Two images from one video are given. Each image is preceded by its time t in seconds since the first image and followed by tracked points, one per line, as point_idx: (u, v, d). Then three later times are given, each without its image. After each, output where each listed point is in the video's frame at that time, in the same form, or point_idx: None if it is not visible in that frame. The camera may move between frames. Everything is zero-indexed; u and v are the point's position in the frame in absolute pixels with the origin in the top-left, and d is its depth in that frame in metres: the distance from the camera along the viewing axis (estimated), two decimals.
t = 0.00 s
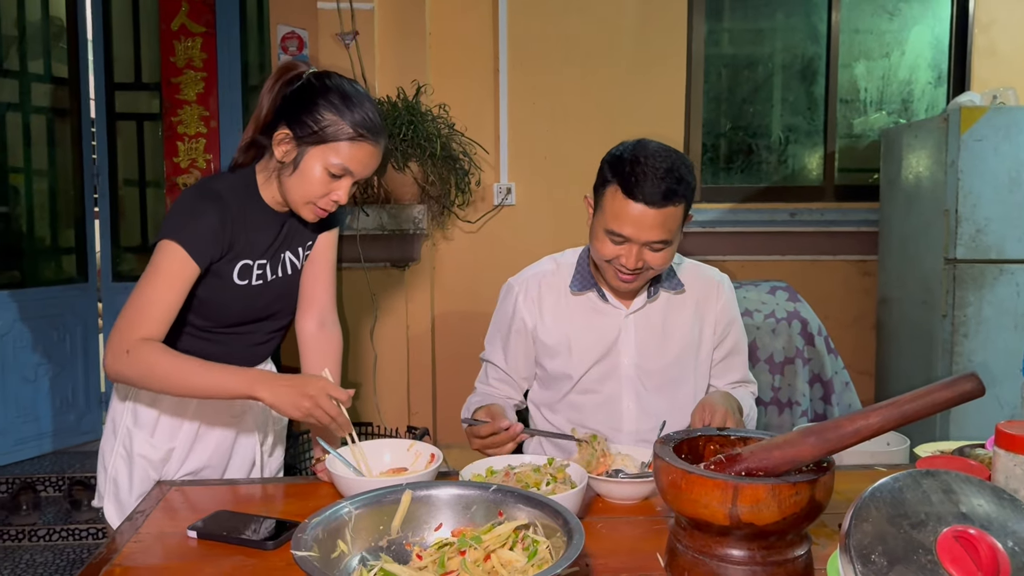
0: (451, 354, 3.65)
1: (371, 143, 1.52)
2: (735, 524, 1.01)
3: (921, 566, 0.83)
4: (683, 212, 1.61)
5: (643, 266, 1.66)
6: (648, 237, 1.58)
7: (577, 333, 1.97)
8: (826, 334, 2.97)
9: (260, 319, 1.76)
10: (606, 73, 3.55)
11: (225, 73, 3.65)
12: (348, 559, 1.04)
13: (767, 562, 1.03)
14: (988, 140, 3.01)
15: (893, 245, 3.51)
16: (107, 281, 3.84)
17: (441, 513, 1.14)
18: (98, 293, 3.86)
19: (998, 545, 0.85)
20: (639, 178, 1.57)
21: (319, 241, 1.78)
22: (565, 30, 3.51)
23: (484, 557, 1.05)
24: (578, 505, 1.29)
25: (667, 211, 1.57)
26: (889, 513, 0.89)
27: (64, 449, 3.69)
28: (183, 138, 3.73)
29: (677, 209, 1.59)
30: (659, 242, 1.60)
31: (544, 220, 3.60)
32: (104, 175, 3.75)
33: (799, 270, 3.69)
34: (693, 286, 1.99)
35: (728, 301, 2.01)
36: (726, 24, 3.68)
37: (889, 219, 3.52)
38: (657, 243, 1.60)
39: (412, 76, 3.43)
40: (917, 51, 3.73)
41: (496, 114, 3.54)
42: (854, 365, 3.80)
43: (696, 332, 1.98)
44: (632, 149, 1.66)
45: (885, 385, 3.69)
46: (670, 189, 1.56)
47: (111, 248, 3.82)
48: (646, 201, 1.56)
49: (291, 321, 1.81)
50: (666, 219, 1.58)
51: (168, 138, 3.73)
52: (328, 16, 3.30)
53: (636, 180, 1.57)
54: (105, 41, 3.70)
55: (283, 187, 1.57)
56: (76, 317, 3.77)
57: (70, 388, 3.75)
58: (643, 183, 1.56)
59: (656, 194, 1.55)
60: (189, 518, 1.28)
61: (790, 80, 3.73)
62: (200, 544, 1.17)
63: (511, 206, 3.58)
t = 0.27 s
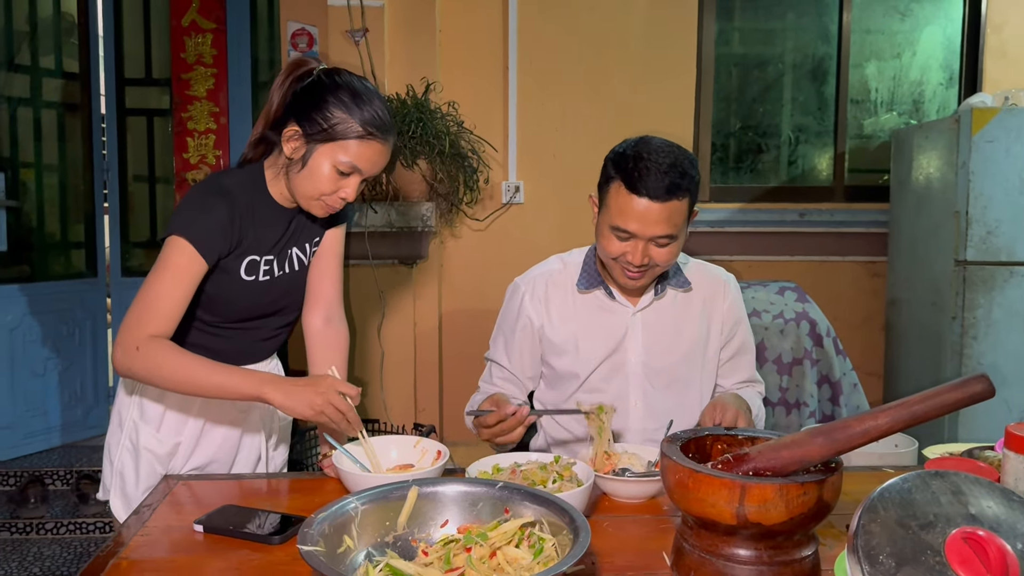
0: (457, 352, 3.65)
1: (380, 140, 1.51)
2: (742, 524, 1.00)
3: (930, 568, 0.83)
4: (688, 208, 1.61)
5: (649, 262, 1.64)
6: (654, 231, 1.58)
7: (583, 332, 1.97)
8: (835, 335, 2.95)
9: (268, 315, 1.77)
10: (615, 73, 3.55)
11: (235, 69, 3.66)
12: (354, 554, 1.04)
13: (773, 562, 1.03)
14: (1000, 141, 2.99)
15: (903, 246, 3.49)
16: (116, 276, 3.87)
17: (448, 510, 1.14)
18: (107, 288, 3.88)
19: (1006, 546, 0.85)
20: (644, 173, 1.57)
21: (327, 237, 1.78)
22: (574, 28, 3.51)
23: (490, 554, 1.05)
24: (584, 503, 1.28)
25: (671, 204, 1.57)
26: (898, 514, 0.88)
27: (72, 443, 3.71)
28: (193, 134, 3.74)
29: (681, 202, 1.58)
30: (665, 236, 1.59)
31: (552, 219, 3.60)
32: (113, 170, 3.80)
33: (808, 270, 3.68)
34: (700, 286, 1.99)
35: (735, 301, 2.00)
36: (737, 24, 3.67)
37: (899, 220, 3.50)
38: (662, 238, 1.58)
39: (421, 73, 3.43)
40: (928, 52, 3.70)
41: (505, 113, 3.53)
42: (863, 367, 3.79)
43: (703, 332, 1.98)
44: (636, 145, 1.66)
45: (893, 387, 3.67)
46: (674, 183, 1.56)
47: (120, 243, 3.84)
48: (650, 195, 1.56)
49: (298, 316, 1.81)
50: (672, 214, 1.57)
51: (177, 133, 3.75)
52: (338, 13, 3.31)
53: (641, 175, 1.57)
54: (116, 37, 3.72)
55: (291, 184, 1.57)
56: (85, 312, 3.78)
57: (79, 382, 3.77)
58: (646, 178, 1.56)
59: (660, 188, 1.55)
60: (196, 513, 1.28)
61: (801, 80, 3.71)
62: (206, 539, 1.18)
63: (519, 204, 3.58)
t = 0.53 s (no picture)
0: (463, 349, 3.65)
1: (387, 138, 1.52)
2: (748, 524, 1.00)
3: (936, 569, 0.82)
4: (692, 199, 1.60)
5: (654, 256, 1.62)
6: (658, 221, 1.57)
7: (589, 334, 1.97)
8: (842, 336, 2.94)
9: (275, 312, 1.77)
10: (623, 71, 3.54)
11: (244, 66, 3.68)
12: (359, 551, 1.04)
13: (779, 563, 1.03)
14: (1010, 142, 2.97)
15: (911, 247, 3.47)
16: (124, 272, 3.88)
17: (453, 507, 1.14)
18: (115, 284, 3.90)
19: (1015, 549, 0.83)
20: (648, 164, 1.57)
21: (333, 234, 1.78)
22: (584, 27, 3.50)
23: (494, 552, 1.05)
24: (589, 502, 1.28)
25: (675, 193, 1.57)
26: (904, 515, 0.88)
27: (79, 439, 3.72)
28: (201, 131, 3.76)
29: (684, 192, 1.58)
30: (669, 227, 1.58)
31: (559, 218, 3.60)
32: (122, 167, 3.81)
33: (815, 271, 3.67)
34: (708, 290, 1.98)
35: (743, 305, 1.99)
36: (746, 23, 3.65)
37: (908, 221, 3.48)
38: (666, 228, 1.58)
39: (429, 71, 3.43)
40: (938, 52, 3.68)
41: (513, 111, 3.53)
42: (870, 368, 3.77)
43: (710, 336, 1.97)
44: (639, 141, 1.67)
45: (901, 388, 3.65)
46: (677, 172, 1.57)
47: (129, 239, 3.87)
48: (654, 183, 1.56)
49: (305, 313, 1.82)
50: (676, 204, 1.57)
51: (186, 130, 3.76)
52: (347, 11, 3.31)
53: (644, 164, 1.58)
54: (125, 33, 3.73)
55: (298, 182, 1.57)
56: (94, 307, 3.80)
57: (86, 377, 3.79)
58: (651, 169, 1.57)
59: (663, 177, 1.56)
60: (201, 508, 1.28)
61: (810, 80, 3.70)
62: (211, 534, 1.18)
63: (527, 203, 3.58)
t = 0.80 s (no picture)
0: (470, 346, 3.65)
1: (393, 132, 1.52)
2: (753, 522, 1.00)
3: (943, 568, 0.81)
4: (699, 184, 1.62)
5: (654, 238, 1.61)
6: (661, 198, 1.58)
7: (594, 339, 1.96)
8: (851, 335, 2.92)
9: (281, 307, 1.77)
10: (632, 69, 3.53)
11: (253, 63, 3.68)
12: (363, 544, 1.04)
13: (784, 561, 1.02)
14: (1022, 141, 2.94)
15: (921, 246, 3.44)
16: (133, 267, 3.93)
17: (457, 502, 1.14)
18: (123, 279, 3.92)
19: (1021, 548, 0.83)
20: (656, 146, 1.61)
21: (340, 229, 1.78)
22: (593, 25, 3.49)
23: (499, 548, 1.05)
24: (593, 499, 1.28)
25: (681, 172, 1.59)
26: (911, 513, 0.87)
27: (87, 433, 3.74)
28: (210, 127, 3.77)
29: (690, 175, 1.61)
30: (671, 205, 1.58)
31: (567, 216, 3.59)
32: (131, 163, 3.86)
33: (824, 270, 3.65)
34: (715, 297, 1.97)
35: (752, 312, 1.98)
36: (756, 21, 3.64)
37: (918, 220, 3.46)
38: (668, 206, 1.58)
39: (438, 68, 3.43)
40: (950, 51, 3.66)
41: (521, 109, 3.53)
42: (879, 368, 3.75)
43: (717, 343, 1.96)
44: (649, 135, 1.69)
45: (910, 389, 3.63)
46: (685, 154, 1.60)
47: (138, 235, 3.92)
48: (661, 159, 1.59)
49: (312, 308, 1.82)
50: (681, 183, 1.59)
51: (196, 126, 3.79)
52: (356, 7, 3.32)
53: (653, 143, 1.61)
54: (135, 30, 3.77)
55: (305, 176, 1.57)
56: (102, 302, 3.83)
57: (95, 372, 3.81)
58: (658, 151, 1.60)
59: (670, 155, 1.59)
60: (207, 501, 1.29)
61: (820, 78, 3.68)
62: (216, 527, 1.18)
63: (534, 201, 3.57)
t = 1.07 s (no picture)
0: (478, 343, 3.66)
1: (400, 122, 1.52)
2: (760, 520, 0.99)
3: (950, 568, 0.81)
4: (700, 173, 1.64)
5: (659, 228, 1.61)
6: (663, 184, 1.59)
7: (602, 340, 1.95)
8: (861, 334, 2.90)
9: (291, 304, 1.78)
10: (642, 66, 3.52)
11: (263, 60, 3.70)
12: (370, 541, 1.05)
13: (791, 560, 1.02)
14: None
15: (932, 245, 3.42)
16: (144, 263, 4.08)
17: (464, 499, 1.14)
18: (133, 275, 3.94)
19: None
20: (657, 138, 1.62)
21: (349, 226, 1.79)
22: (603, 22, 3.49)
23: (505, 545, 1.05)
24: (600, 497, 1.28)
25: (682, 160, 1.61)
26: (919, 513, 0.87)
27: (97, 428, 3.76)
28: (221, 124, 3.78)
29: (692, 163, 1.62)
30: (674, 191, 1.59)
31: (575, 213, 3.59)
32: (142, 158, 3.96)
33: (833, 269, 3.63)
34: (724, 294, 1.96)
35: (761, 309, 1.98)
36: (767, 18, 3.62)
37: (929, 218, 3.43)
38: (671, 192, 1.59)
39: (447, 65, 3.43)
40: (962, 49, 3.63)
41: (531, 107, 3.52)
42: (889, 368, 3.73)
43: (726, 340, 1.95)
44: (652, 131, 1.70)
45: (919, 388, 3.61)
46: (685, 143, 1.62)
47: (147, 231, 4.05)
48: (662, 148, 1.61)
49: (322, 304, 1.83)
50: (682, 170, 1.60)
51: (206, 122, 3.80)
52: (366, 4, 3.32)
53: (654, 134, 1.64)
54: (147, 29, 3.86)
55: (317, 170, 1.58)
56: (113, 298, 3.85)
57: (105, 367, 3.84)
58: (659, 141, 1.61)
59: (671, 142, 1.61)
60: (216, 496, 1.29)
61: (831, 76, 3.65)
62: (224, 522, 1.19)
63: (543, 198, 3.57)
